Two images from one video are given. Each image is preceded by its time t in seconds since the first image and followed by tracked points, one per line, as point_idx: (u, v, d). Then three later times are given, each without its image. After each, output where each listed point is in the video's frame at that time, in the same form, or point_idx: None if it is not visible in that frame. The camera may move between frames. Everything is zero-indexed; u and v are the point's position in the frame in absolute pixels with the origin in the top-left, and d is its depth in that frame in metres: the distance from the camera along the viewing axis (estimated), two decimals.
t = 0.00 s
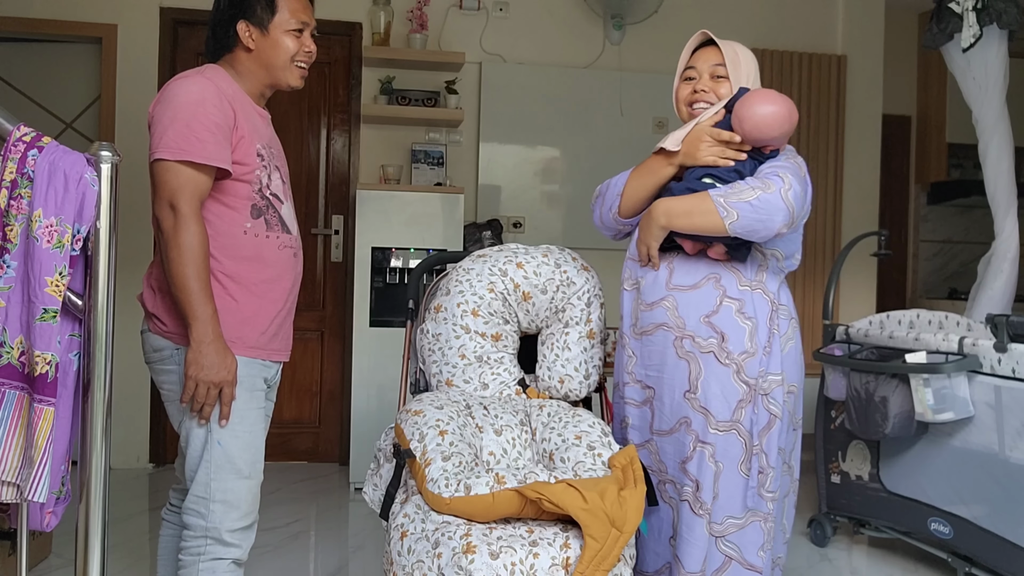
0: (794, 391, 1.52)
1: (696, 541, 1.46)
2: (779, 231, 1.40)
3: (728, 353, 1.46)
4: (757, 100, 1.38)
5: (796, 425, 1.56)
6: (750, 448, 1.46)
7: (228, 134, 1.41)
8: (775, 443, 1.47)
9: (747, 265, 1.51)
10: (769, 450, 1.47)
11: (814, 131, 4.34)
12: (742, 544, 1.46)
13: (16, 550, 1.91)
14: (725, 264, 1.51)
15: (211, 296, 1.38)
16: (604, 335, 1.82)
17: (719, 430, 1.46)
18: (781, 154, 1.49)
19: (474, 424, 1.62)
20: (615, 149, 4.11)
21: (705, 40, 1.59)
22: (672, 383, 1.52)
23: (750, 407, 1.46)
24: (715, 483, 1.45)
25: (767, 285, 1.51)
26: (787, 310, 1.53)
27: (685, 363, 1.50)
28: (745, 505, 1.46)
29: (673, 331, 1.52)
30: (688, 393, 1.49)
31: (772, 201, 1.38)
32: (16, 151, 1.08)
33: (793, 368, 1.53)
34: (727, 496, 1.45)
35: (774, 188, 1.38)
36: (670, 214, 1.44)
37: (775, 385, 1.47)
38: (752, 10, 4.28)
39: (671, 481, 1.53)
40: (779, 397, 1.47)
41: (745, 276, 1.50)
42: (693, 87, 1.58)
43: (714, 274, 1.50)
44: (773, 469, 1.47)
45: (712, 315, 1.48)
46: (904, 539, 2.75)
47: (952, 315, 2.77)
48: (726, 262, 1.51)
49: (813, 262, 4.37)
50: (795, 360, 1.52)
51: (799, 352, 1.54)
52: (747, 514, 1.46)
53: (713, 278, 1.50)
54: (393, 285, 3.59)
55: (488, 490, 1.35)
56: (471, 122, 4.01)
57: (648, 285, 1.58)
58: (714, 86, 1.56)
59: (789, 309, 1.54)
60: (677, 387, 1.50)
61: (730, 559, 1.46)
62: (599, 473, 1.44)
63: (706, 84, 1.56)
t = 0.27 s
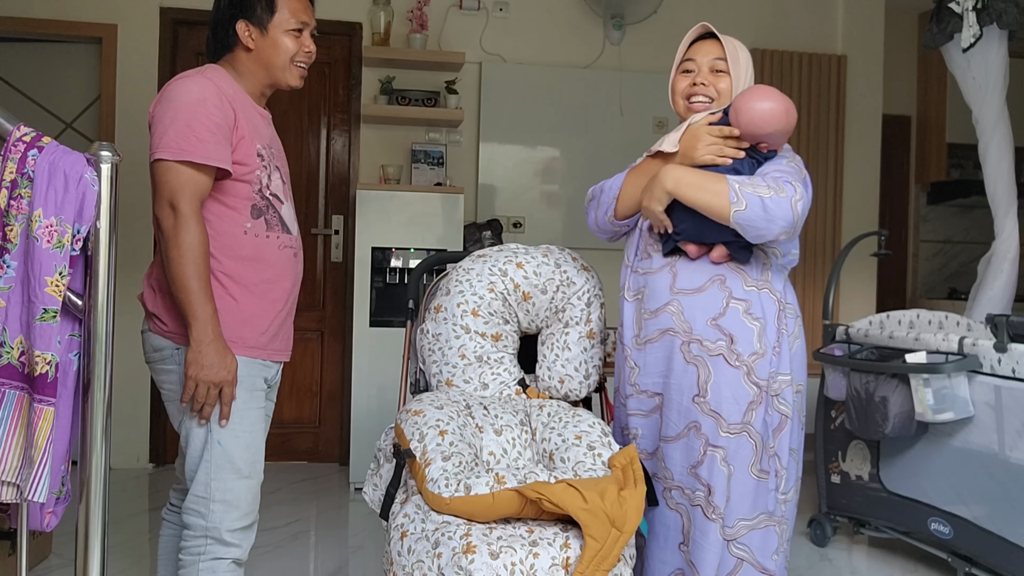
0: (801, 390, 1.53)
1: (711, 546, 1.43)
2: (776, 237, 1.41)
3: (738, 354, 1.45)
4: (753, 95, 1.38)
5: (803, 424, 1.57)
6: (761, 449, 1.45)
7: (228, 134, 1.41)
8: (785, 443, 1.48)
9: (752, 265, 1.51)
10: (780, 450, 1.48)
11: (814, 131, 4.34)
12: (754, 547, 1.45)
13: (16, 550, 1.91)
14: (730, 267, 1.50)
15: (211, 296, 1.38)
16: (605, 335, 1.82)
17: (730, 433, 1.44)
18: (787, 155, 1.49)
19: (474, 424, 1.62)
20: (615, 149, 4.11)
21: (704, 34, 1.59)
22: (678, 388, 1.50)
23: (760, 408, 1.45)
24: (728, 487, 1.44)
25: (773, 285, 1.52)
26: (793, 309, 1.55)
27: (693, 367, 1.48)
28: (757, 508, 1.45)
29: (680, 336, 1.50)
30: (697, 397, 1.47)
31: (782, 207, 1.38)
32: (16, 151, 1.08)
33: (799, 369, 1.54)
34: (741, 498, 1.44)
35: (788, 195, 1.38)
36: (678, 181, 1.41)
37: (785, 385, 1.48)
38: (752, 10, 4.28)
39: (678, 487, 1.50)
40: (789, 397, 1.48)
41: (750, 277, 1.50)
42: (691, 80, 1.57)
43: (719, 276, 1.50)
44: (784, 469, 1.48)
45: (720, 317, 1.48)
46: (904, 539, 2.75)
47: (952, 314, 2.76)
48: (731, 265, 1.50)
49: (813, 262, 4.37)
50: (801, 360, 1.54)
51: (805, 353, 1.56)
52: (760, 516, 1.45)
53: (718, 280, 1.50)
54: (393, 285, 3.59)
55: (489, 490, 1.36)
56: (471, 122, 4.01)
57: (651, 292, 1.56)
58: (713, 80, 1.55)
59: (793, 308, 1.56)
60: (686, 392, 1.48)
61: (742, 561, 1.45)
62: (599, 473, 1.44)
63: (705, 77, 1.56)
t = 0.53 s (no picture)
0: (804, 389, 1.54)
1: (720, 549, 1.43)
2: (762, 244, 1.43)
3: (741, 355, 1.45)
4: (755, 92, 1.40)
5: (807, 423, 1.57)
6: (768, 450, 1.45)
7: (228, 134, 1.41)
8: (791, 442, 1.48)
9: (751, 265, 1.51)
10: (787, 450, 1.48)
11: (814, 131, 4.34)
12: (769, 550, 1.45)
13: (16, 550, 1.91)
14: (732, 267, 1.50)
15: (211, 297, 1.38)
16: (605, 335, 1.82)
17: (734, 434, 1.44)
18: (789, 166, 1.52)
19: (475, 424, 1.62)
20: (615, 149, 4.11)
21: (698, 35, 1.59)
22: (682, 389, 1.50)
23: (765, 408, 1.45)
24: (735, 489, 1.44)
25: (773, 283, 1.52)
26: (794, 307, 1.55)
27: (696, 368, 1.48)
28: (765, 509, 1.45)
29: (682, 336, 1.50)
30: (700, 398, 1.47)
31: (787, 216, 1.40)
32: (16, 151, 1.08)
33: (801, 367, 1.54)
34: (748, 500, 1.44)
35: (794, 210, 1.41)
36: (704, 143, 1.41)
37: (789, 384, 1.48)
38: (752, 10, 4.28)
39: (686, 489, 1.50)
40: (793, 396, 1.48)
41: (752, 276, 1.50)
42: (686, 82, 1.57)
43: (719, 276, 1.50)
44: (791, 469, 1.48)
45: (721, 317, 1.48)
46: (904, 539, 2.75)
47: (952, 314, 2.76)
48: (733, 266, 1.50)
49: (813, 262, 4.37)
50: (803, 358, 1.54)
51: (807, 352, 1.56)
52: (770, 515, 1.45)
53: (719, 280, 1.50)
54: (393, 285, 3.59)
55: (488, 490, 1.36)
56: (471, 122, 4.01)
57: (652, 293, 1.56)
58: (708, 82, 1.56)
59: (794, 307, 1.56)
60: (689, 393, 1.49)
61: (758, 566, 1.45)
62: (599, 473, 1.44)
63: (701, 80, 1.56)
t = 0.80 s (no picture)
0: (804, 390, 1.53)
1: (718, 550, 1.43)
2: (754, 242, 1.42)
3: (739, 354, 1.46)
4: (753, 90, 1.43)
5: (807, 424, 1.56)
6: (767, 450, 1.45)
7: (226, 135, 1.41)
8: (790, 443, 1.47)
9: (749, 265, 1.51)
10: (786, 451, 1.47)
11: (815, 131, 4.34)
12: (773, 554, 1.44)
13: (16, 550, 1.91)
14: (730, 268, 1.51)
15: (211, 297, 1.38)
16: (605, 335, 1.82)
17: (733, 434, 1.45)
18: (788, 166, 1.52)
19: (474, 424, 1.62)
20: (615, 149, 4.11)
21: (697, 36, 1.58)
22: (681, 388, 1.51)
23: (763, 408, 1.45)
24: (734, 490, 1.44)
25: (772, 283, 1.51)
26: (793, 307, 1.55)
27: (695, 368, 1.49)
28: (766, 511, 1.45)
29: (680, 336, 1.51)
30: (699, 398, 1.48)
31: (782, 216, 1.40)
32: (16, 151, 1.08)
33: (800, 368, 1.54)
34: (746, 502, 1.43)
35: (790, 211, 1.41)
36: (719, 127, 1.41)
37: (787, 384, 1.48)
38: (752, 10, 4.28)
39: (684, 489, 1.51)
40: (792, 396, 1.48)
41: (750, 277, 1.50)
42: (686, 84, 1.57)
43: (717, 276, 1.50)
44: (790, 470, 1.47)
45: (719, 317, 1.48)
46: (904, 539, 2.75)
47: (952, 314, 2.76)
48: (731, 266, 1.51)
49: (813, 262, 4.37)
50: (802, 358, 1.54)
51: (807, 352, 1.55)
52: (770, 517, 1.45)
53: (717, 280, 1.50)
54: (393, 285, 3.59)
55: (488, 490, 1.36)
56: (471, 122, 4.01)
57: (649, 294, 1.56)
58: (708, 84, 1.55)
59: (794, 307, 1.55)
60: (687, 393, 1.50)
61: (763, 571, 1.44)
62: (599, 473, 1.44)
63: (700, 82, 1.55)
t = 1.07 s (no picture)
0: (800, 390, 1.52)
1: (709, 547, 1.44)
2: (740, 246, 1.41)
3: (733, 353, 1.46)
4: (740, 98, 1.39)
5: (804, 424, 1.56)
6: (760, 450, 1.45)
7: (226, 134, 1.41)
8: (784, 444, 1.47)
9: (744, 265, 1.50)
10: (780, 452, 1.46)
11: (815, 131, 4.34)
12: (766, 553, 1.44)
13: (16, 550, 1.91)
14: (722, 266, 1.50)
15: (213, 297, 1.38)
16: (604, 335, 1.82)
17: (726, 432, 1.45)
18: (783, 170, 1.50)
19: (474, 424, 1.62)
20: (615, 149, 4.11)
21: (695, 43, 1.58)
22: (676, 387, 1.51)
23: (756, 407, 1.45)
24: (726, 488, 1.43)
25: (768, 283, 1.50)
26: (789, 307, 1.54)
27: (689, 367, 1.49)
28: (761, 510, 1.44)
29: (674, 335, 1.51)
30: (693, 396, 1.48)
31: (767, 221, 1.38)
32: (16, 151, 1.08)
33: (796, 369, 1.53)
34: (739, 501, 1.43)
35: (775, 216, 1.39)
36: (702, 137, 1.43)
37: (781, 384, 1.47)
38: (752, 10, 4.28)
39: (678, 487, 1.51)
40: (786, 396, 1.47)
41: (744, 276, 1.50)
42: (688, 95, 1.57)
43: (711, 276, 1.50)
44: (784, 470, 1.47)
45: (713, 316, 1.49)
46: (904, 539, 2.75)
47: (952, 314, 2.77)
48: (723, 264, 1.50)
49: (813, 262, 4.37)
50: (798, 358, 1.53)
51: (802, 353, 1.55)
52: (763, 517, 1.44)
53: (711, 279, 1.50)
54: (393, 285, 3.59)
55: (488, 489, 1.36)
56: (471, 122, 4.01)
57: (645, 292, 1.57)
58: (710, 93, 1.55)
59: (790, 307, 1.54)
60: (682, 391, 1.50)
61: (756, 570, 1.44)
62: (599, 473, 1.44)
63: (702, 92, 1.55)
